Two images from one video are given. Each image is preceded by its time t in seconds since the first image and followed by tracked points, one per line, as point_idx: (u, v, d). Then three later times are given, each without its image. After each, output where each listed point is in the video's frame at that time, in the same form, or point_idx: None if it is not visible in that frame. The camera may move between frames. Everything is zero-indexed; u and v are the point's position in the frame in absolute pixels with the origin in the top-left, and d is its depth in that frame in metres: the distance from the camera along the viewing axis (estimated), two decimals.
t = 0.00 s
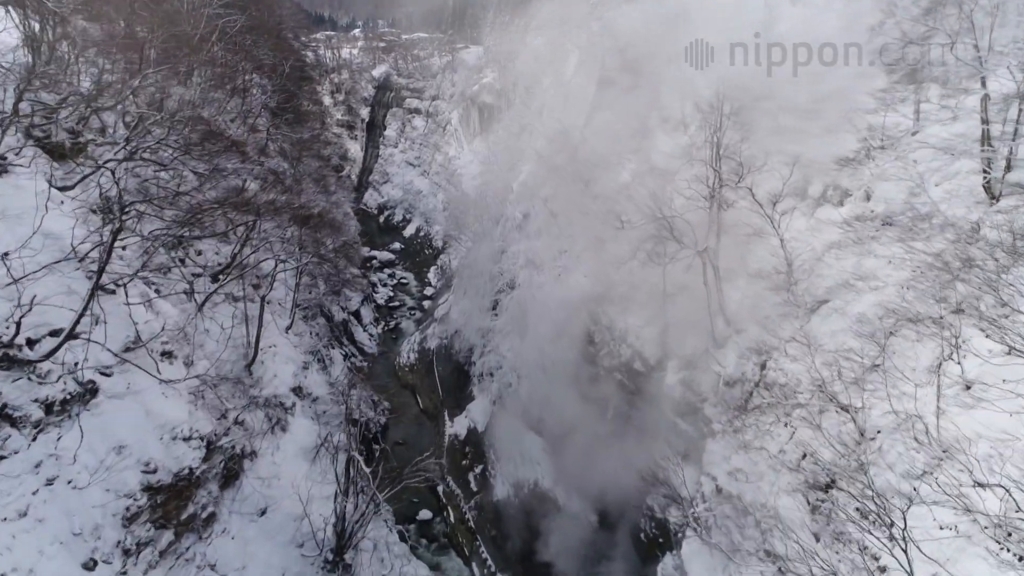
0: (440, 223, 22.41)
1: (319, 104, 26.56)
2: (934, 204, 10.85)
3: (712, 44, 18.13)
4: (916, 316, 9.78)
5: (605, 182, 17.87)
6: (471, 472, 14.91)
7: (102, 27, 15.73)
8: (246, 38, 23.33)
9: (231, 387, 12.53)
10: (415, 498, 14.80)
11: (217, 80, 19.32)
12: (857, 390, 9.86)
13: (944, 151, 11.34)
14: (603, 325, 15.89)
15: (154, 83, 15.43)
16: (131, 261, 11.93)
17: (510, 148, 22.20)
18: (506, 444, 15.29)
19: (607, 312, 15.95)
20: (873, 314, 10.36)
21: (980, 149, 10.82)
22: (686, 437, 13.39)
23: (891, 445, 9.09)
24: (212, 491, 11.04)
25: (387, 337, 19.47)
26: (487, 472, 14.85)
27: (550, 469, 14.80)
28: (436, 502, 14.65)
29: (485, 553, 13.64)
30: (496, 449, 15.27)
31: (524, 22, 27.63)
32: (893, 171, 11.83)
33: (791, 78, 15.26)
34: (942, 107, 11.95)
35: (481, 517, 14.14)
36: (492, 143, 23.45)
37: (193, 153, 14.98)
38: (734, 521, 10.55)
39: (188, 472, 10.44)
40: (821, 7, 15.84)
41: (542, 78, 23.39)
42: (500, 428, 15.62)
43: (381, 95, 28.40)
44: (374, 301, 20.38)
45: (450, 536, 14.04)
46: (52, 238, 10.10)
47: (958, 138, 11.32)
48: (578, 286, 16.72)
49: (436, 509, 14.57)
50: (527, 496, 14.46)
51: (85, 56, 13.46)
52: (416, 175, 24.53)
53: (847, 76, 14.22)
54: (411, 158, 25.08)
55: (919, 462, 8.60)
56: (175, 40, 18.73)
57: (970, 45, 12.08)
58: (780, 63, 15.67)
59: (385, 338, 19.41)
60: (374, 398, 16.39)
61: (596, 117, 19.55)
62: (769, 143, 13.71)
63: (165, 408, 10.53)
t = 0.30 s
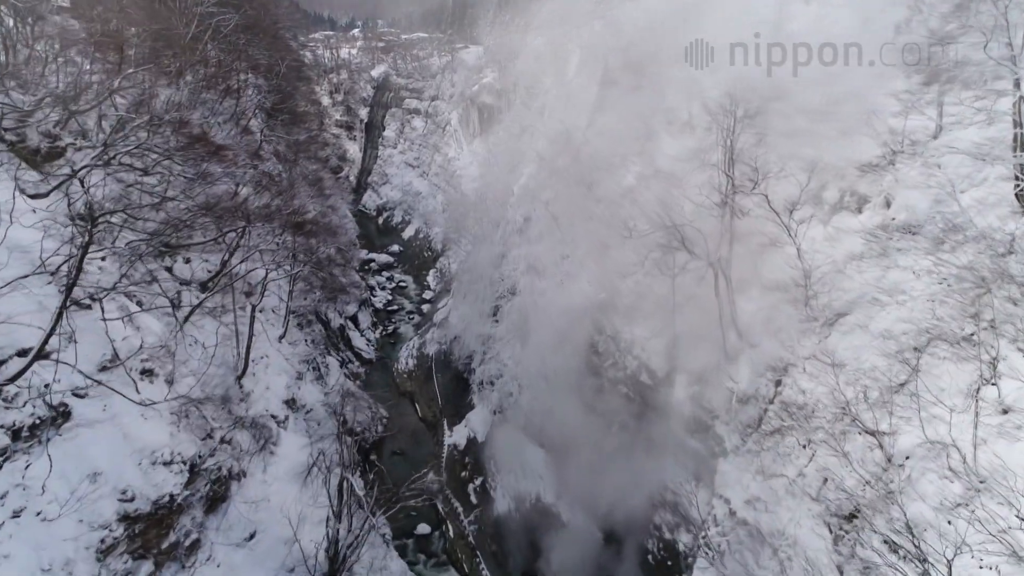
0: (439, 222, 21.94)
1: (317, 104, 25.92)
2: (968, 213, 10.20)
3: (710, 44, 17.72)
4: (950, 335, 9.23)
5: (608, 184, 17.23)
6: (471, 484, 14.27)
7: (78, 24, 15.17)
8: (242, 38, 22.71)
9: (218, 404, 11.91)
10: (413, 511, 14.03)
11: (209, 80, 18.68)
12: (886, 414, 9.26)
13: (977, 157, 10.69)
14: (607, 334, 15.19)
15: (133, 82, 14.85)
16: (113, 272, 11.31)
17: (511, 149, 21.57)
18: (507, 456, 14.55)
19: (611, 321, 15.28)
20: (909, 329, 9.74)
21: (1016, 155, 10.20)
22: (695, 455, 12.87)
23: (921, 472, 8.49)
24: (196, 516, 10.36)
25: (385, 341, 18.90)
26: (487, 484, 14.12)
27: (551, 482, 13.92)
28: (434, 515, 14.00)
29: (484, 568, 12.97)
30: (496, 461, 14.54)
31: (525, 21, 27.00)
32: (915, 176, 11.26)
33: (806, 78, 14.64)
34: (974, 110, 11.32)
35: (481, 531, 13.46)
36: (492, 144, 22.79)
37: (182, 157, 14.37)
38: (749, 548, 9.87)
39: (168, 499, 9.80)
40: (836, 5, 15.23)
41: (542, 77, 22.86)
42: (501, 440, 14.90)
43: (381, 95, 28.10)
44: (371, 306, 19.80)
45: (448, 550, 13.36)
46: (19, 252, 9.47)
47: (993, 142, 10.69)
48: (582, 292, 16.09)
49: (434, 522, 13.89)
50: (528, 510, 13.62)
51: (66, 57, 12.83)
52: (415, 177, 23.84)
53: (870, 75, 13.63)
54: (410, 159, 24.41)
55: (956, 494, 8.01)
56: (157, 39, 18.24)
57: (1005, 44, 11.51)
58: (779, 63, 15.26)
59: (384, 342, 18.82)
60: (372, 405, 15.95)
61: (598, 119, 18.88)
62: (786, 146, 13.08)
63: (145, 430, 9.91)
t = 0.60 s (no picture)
0: (438, 225, 21.26)
1: (314, 105, 25.25)
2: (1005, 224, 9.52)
3: (711, 43, 17.33)
4: (988, 359, 8.59)
5: (612, 188, 16.59)
6: (470, 497, 13.74)
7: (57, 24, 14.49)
8: (236, 38, 22.03)
9: (205, 422, 11.22)
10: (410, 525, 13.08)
11: (200, 82, 18.01)
12: (918, 443, 8.61)
13: (1013, 164, 10.03)
14: (612, 346, 14.50)
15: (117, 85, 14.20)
16: (92, 284, 10.69)
17: (512, 151, 20.97)
18: (507, 468, 14.12)
19: (617, 331, 14.57)
20: (942, 349, 9.15)
21: None
22: (706, 476, 12.04)
23: (956, 506, 7.90)
24: (178, 547, 9.68)
25: (384, 346, 17.78)
26: (487, 497, 13.68)
27: (552, 495, 13.49)
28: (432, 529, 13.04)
29: None
30: (495, 473, 14.10)
31: (526, 20, 26.40)
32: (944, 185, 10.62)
33: (819, 78, 14.09)
34: (1013, 113, 10.63)
35: (482, 548, 12.87)
36: (492, 146, 22.18)
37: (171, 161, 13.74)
38: None
39: (146, 531, 9.15)
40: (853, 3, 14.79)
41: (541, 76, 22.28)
42: (501, 451, 14.48)
43: (379, 96, 27.33)
44: (369, 309, 18.51)
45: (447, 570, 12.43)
46: None
47: None
48: (586, 301, 15.40)
49: (433, 539, 12.87)
50: (529, 526, 13.16)
51: (44, 58, 12.18)
52: (414, 178, 23.12)
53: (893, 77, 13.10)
54: (409, 160, 23.71)
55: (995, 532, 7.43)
56: (145, 39, 17.51)
57: None
58: (779, 63, 15.05)
59: (382, 346, 17.70)
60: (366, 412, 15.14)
61: (602, 120, 18.27)
62: (803, 150, 12.56)
63: (121, 457, 9.32)
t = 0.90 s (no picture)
0: (438, 228, 20.48)
1: (311, 107, 24.55)
2: None
3: (711, 43, 16.88)
4: None
5: (616, 194, 15.93)
6: (470, 512, 13.06)
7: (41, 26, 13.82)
8: (230, 39, 21.30)
9: (190, 445, 10.59)
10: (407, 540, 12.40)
11: (191, 84, 17.29)
12: (956, 478, 8.01)
13: None
14: (618, 359, 13.90)
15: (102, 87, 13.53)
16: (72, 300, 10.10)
17: (512, 153, 20.33)
18: (508, 483, 13.53)
19: (622, 344, 13.98)
20: (978, 377, 8.70)
21: None
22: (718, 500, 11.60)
23: (999, 550, 7.31)
24: None
25: (382, 354, 16.50)
26: (487, 513, 13.02)
27: (557, 512, 12.86)
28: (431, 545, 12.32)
29: None
30: (495, 488, 13.50)
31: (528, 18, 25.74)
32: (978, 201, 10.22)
33: (819, 79, 13.77)
34: None
35: (482, 566, 12.24)
36: (492, 147, 21.55)
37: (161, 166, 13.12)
38: None
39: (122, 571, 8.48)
40: None
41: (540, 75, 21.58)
42: (502, 465, 13.94)
43: (379, 97, 26.65)
44: (366, 314, 17.20)
45: None
46: None
47: None
48: (590, 311, 14.76)
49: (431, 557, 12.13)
50: (533, 544, 12.53)
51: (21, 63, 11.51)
52: (413, 180, 22.37)
53: (911, 81, 12.62)
54: (409, 162, 23.01)
55: None
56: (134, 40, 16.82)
57: None
58: (779, 63, 14.76)
59: (380, 355, 16.43)
60: (364, 422, 14.05)
61: (604, 123, 17.68)
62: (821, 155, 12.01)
63: (93, 494, 8.72)
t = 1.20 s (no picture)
0: (438, 232, 20.03)
1: (309, 108, 23.96)
2: None
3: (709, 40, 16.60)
4: None
5: (621, 200, 15.33)
6: (469, 531, 12.28)
7: (24, 29, 13.11)
8: (227, 41, 20.60)
9: (175, 473, 10.00)
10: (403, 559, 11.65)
11: (184, 89, 16.66)
12: (996, 526, 7.84)
13: None
14: (624, 375, 13.22)
15: (88, 91, 12.83)
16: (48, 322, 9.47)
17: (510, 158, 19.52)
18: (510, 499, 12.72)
19: (628, 358, 13.35)
20: (1014, 407, 8.53)
21: None
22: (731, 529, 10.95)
23: None
24: None
25: (379, 363, 15.76)
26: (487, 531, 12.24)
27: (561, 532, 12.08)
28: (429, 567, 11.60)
29: None
30: (497, 504, 12.65)
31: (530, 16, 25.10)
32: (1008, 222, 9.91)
33: (820, 82, 13.61)
34: None
35: None
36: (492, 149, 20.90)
37: (151, 172, 12.36)
38: None
39: None
40: None
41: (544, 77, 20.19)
42: (504, 480, 13.06)
43: (378, 98, 26.06)
44: (364, 320, 16.54)
45: None
46: None
47: None
48: (594, 323, 14.16)
49: None
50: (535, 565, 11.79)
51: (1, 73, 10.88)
52: (413, 183, 21.94)
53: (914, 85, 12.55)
54: (408, 164, 22.51)
55: None
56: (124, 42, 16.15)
57: None
58: (780, 63, 14.57)
59: (377, 364, 15.68)
60: (361, 434, 13.33)
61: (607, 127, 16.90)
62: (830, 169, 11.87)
63: (62, 533, 8.13)
